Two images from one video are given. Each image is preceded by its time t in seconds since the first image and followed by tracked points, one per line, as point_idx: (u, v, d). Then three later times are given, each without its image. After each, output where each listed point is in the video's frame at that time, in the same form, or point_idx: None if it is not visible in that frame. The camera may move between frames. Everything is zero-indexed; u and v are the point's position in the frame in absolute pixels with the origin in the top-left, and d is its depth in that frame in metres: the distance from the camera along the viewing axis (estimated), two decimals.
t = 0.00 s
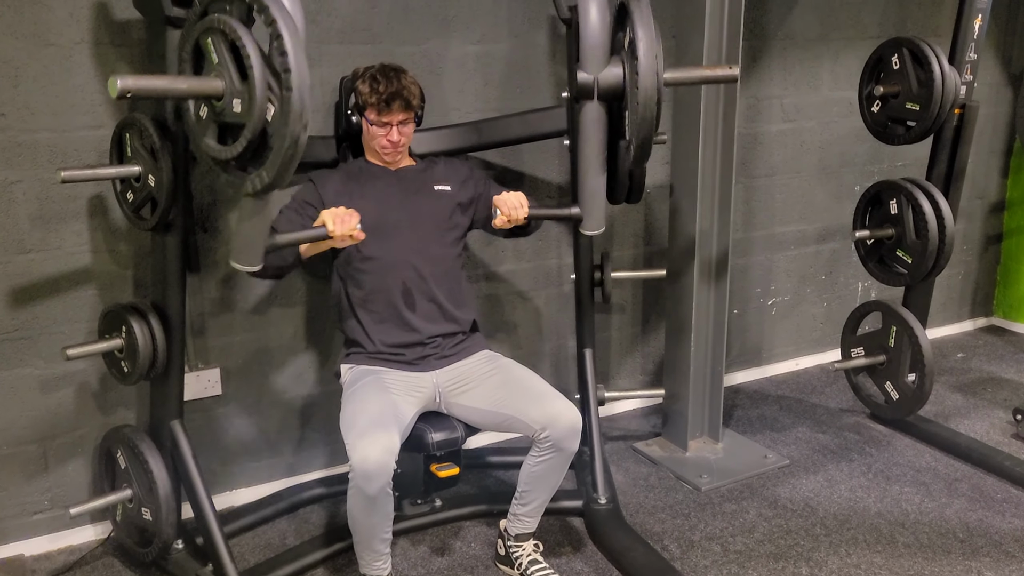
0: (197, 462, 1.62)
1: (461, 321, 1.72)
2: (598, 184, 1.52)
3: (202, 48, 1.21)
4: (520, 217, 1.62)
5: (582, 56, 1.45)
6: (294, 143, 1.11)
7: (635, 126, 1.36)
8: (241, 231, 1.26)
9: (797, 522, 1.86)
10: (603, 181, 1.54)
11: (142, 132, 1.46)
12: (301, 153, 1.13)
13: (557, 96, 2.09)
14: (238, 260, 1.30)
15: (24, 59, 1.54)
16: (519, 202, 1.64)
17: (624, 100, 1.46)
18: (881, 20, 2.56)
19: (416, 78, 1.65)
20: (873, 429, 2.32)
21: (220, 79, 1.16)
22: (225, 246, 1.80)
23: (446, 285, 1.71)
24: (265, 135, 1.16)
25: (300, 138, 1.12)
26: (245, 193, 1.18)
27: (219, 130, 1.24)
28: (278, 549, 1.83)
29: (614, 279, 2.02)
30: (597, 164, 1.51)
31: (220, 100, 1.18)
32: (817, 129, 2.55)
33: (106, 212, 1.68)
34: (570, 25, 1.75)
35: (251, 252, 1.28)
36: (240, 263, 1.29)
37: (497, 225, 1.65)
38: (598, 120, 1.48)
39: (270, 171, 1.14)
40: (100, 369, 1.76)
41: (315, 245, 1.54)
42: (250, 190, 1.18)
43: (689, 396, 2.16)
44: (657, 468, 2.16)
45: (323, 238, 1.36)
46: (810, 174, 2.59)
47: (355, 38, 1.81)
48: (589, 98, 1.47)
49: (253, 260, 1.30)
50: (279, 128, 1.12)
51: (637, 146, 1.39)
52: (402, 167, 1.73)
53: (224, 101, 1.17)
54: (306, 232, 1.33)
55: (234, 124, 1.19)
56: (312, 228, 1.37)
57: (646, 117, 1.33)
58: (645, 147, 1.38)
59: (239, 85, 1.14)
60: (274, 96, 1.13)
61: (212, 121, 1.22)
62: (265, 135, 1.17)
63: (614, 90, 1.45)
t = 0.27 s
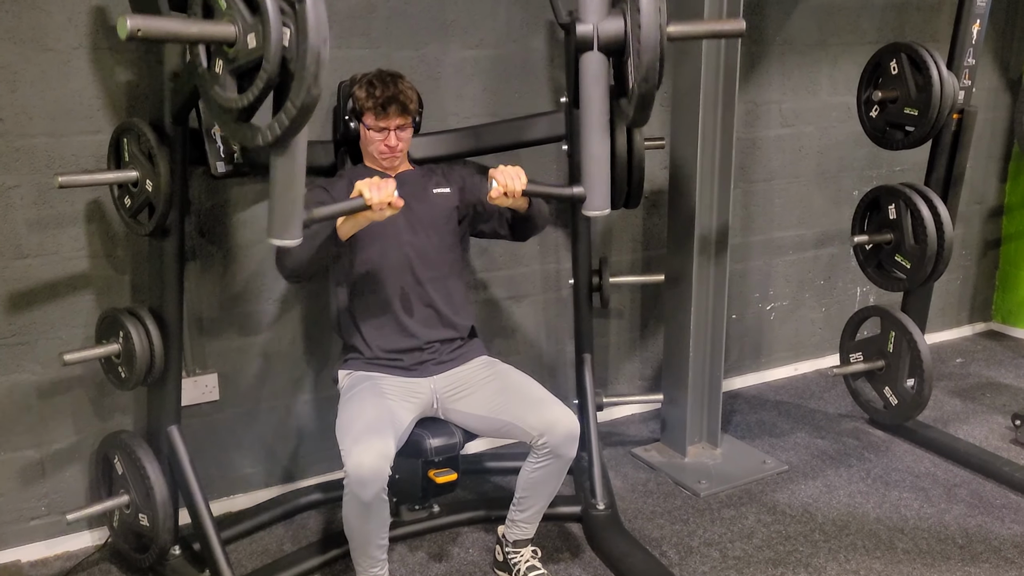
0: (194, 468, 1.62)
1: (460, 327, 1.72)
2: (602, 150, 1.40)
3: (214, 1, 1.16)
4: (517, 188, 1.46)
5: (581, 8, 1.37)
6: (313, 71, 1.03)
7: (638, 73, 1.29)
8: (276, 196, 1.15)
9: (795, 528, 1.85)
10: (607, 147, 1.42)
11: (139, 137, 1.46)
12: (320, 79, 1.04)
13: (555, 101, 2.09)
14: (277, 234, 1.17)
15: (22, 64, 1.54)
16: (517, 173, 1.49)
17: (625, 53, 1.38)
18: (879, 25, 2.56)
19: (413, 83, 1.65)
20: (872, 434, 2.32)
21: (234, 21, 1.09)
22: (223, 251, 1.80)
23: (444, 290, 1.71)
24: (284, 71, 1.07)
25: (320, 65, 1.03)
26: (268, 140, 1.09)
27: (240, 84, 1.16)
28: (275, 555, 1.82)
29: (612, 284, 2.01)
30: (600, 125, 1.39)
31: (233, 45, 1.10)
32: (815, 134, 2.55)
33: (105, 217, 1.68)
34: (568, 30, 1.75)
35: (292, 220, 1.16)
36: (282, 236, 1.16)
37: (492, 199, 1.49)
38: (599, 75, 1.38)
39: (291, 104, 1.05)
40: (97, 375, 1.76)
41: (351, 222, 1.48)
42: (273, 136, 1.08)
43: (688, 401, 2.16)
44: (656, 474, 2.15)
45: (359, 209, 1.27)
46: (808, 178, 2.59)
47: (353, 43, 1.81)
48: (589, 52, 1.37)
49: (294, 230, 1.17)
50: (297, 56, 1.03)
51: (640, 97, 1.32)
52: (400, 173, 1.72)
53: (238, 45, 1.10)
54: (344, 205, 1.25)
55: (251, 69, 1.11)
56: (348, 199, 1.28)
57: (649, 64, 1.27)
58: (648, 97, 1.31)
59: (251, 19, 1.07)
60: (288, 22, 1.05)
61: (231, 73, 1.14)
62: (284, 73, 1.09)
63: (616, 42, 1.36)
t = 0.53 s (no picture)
0: (193, 472, 1.61)
1: (460, 328, 1.72)
2: (605, 118, 1.35)
3: None
4: (517, 163, 1.39)
5: None
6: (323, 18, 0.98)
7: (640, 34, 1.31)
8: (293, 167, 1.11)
9: (794, 533, 1.85)
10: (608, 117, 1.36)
11: (137, 141, 1.46)
12: (331, 26, 0.99)
13: (554, 105, 2.09)
14: (296, 209, 1.13)
15: (20, 68, 1.54)
16: (516, 148, 1.42)
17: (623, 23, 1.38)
18: (878, 29, 2.57)
19: (412, 88, 1.65)
20: (871, 438, 2.32)
21: None
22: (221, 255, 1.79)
23: (443, 293, 1.71)
24: (292, 23, 1.02)
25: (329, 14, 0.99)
26: (277, 99, 1.03)
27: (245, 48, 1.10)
28: (274, 560, 1.82)
29: (611, 287, 2.01)
30: (603, 97, 1.35)
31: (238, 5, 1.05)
32: (814, 138, 2.56)
33: (103, 221, 1.68)
34: (567, 34, 1.75)
35: (312, 193, 1.13)
36: (304, 210, 1.12)
37: (490, 173, 1.42)
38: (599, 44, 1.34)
39: (302, 54, 0.99)
40: (95, 379, 1.76)
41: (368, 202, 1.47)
42: (283, 93, 1.02)
43: (687, 406, 2.15)
44: (655, 478, 2.15)
45: (380, 182, 1.24)
46: (807, 182, 2.59)
47: (352, 47, 1.82)
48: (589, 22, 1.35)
49: (314, 202, 1.13)
50: (304, 3, 0.98)
51: (643, 58, 1.32)
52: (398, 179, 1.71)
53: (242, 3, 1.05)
54: (363, 176, 1.22)
55: (257, 28, 1.06)
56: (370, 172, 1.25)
57: (651, 19, 1.29)
58: (649, 58, 1.32)
59: None
60: None
61: (235, 34, 1.08)
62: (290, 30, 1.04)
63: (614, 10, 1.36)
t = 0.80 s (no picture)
0: (192, 477, 1.61)
1: (461, 330, 1.72)
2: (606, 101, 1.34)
3: None
4: (515, 148, 1.37)
5: None
6: None
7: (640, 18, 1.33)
8: (301, 150, 1.09)
9: (794, 537, 1.85)
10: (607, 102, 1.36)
11: (137, 145, 1.46)
12: None
13: (554, 109, 2.09)
14: (307, 194, 1.11)
15: (19, 71, 1.54)
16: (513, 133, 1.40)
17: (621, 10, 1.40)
18: (877, 34, 2.57)
19: (412, 93, 1.66)
20: (870, 443, 2.32)
21: None
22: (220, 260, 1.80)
23: (443, 298, 1.71)
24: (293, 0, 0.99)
25: None
26: (280, 81, 1.00)
27: (246, 28, 1.07)
28: (273, 564, 1.81)
29: (610, 292, 2.01)
30: (603, 75, 1.34)
31: None
32: (813, 142, 2.56)
33: (102, 225, 1.68)
34: (567, 39, 1.75)
35: (323, 176, 1.10)
36: (315, 195, 1.10)
37: (489, 157, 1.40)
38: (599, 23, 1.33)
39: (304, 30, 0.96)
40: (95, 383, 1.76)
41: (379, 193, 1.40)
42: (286, 73, 0.99)
43: (687, 410, 2.15)
44: (654, 483, 2.15)
45: (389, 166, 1.23)
46: (806, 187, 2.59)
47: (351, 51, 1.82)
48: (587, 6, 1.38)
49: (325, 186, 1.11)
50: None
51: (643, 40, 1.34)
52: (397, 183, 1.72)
53: None
54: (371, 162, 1.20)
55: (257, 7, 1.03)
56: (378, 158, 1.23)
57: None
58: (648, 43, 1.35)
59: None
60: None
61: (235, 14, 1.05)
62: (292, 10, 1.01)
63: None
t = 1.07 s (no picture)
0: (191, 481, 1.62)
1: (459, 334, 1.72)
2: (603, 100, 1.34)
3: None
4: (514, 147, 1.39)
5: None
6: None
7: (638, 15, 1.33)
8: (304, 141, 1.10)
9: (793, 541, 1.85)
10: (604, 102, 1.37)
11: (136, 151, 1.46)
12: None
13: (552, 114, 2.10)
14: (312, 185, 1.11)
15: (19, 77, 1.55)
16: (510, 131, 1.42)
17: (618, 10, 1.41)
18: (875, 38, 2.58)
19: (409, 96, 1.68)
20: (869, 446, 2.32)
21: None
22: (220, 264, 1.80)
23: (442, 303, 1.71)
24: None
25: None
26: (281, 70, 1.00)
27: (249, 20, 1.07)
28: (272, 569, 1.81)
29: (609, 296, 2.01)
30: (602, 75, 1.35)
31: None
32: (811, 146, 2.56)
33: (102, 230, 1.69)
34: (565, 44, 1.76)
35: (328, 165, 1.11)
36: (319, 185, 1.10)
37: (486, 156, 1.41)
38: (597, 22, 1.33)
39: (304, 17, 0.96)
40: (94, 388, 1.76)
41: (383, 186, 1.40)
42: (288, 62, 0.99)
43: (685, 414, 2.15)
44: (653, 487, 2.15)
45: (394, 158, 1.23)
46: (805, 191, 2.60)
47: (350, 56, 1.83)
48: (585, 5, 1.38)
49: (330, 176, 1.11)
50: None
51: (641, 38, 1.34)
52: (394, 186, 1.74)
53: None
54: (373, 156, 1.21)
55: None
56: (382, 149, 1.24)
57: None
58: (646, 41, 1.35)
59: None
60: None
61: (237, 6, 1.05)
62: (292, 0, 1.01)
63: None
